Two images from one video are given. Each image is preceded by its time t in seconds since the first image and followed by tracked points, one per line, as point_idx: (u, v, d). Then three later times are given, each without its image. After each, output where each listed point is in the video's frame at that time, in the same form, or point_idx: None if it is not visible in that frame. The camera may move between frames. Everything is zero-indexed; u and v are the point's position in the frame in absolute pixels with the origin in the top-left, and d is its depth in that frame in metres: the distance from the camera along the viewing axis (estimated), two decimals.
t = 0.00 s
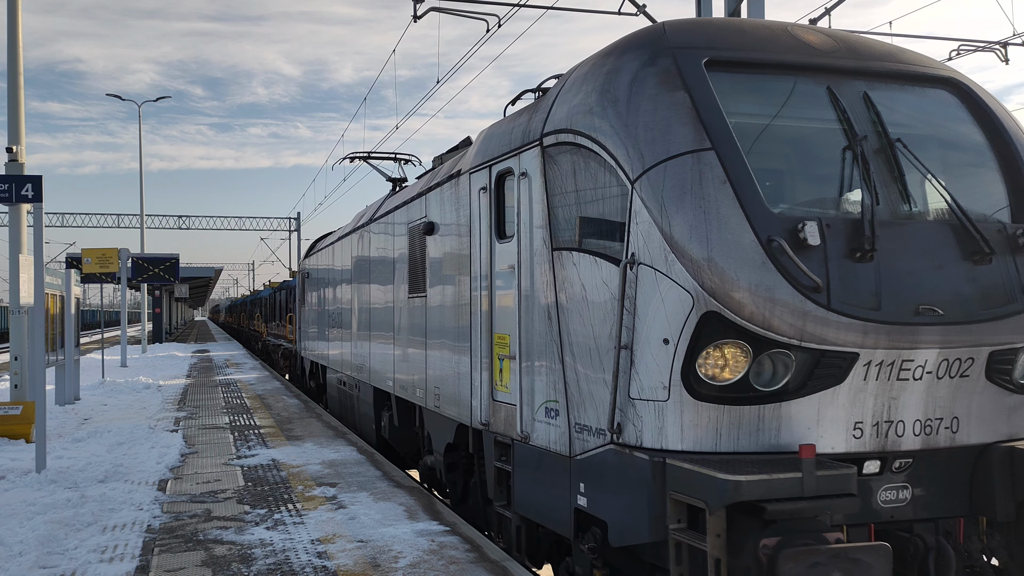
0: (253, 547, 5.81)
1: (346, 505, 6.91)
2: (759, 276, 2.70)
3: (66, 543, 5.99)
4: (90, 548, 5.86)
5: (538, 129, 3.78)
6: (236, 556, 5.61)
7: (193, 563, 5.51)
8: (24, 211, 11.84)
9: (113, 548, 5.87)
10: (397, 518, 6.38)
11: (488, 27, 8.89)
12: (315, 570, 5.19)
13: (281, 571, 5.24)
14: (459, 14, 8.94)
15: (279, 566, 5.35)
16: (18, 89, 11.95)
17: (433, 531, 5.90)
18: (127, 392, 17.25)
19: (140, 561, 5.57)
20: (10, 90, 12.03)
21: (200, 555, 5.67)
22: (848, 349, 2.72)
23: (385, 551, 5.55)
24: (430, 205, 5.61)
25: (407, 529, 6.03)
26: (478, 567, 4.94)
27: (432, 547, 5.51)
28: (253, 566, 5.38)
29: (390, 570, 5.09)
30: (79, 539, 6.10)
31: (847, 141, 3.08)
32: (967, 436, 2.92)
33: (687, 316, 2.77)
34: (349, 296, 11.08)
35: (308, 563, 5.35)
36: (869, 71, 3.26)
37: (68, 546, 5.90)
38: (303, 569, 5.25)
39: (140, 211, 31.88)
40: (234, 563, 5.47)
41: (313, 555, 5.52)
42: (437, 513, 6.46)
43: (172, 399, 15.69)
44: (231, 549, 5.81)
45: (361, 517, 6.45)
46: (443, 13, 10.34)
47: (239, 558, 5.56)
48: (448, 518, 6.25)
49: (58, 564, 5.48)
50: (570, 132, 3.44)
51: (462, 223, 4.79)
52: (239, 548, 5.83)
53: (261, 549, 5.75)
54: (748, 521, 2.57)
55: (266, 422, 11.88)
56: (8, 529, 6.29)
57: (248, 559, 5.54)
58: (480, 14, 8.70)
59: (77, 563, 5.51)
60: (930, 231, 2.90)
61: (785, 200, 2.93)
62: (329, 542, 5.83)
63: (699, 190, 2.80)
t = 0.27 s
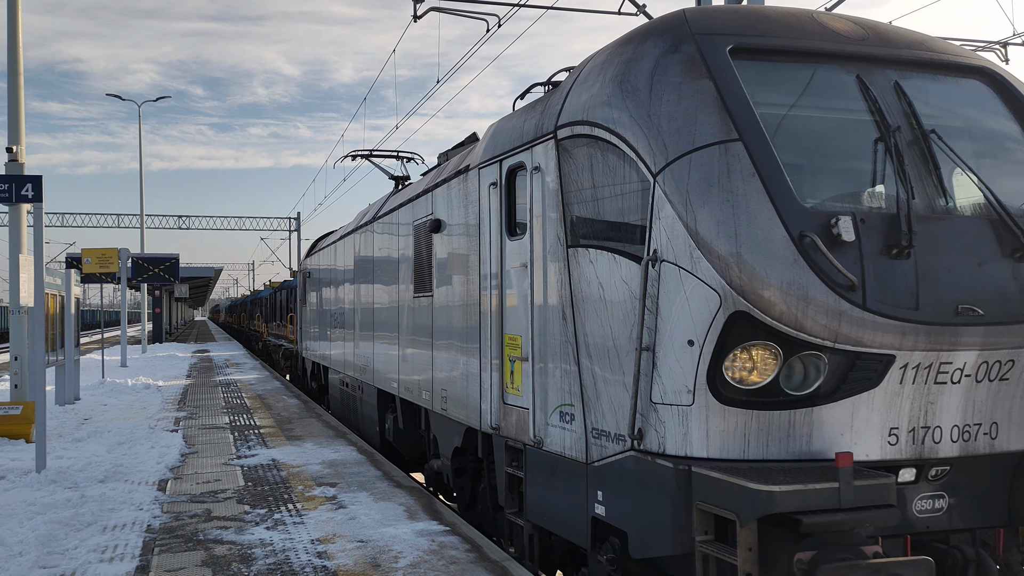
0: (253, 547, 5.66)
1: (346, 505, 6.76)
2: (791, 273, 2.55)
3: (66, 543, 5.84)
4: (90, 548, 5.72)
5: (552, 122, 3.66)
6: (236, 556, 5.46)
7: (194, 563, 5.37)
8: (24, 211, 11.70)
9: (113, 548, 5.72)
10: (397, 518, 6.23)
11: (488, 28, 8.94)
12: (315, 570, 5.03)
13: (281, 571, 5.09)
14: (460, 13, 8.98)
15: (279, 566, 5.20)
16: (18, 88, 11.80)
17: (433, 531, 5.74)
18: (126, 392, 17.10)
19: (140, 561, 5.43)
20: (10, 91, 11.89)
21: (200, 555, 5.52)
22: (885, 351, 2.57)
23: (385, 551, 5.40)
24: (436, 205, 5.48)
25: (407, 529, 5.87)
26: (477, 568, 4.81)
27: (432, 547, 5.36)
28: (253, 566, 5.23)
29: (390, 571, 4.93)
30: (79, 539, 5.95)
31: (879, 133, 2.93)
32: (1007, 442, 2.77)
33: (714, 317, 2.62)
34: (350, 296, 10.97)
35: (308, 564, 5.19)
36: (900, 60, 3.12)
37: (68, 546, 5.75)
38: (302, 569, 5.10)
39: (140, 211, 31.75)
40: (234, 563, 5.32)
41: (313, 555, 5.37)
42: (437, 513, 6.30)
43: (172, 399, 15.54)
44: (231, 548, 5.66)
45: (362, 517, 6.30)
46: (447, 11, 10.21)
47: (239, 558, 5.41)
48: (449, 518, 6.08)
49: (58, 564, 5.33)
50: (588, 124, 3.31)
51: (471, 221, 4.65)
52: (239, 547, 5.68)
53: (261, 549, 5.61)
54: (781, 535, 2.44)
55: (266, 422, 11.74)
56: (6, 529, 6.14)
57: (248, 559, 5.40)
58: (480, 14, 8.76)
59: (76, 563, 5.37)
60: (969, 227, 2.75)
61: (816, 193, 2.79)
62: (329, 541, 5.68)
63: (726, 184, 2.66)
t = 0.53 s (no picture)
0: (251, 538, 5.52)
1: (345, 497, 6.62)
2: (826, 264, 2.41)
3: (64, 533, 5.70)
4: (89, 538, 5.58)
5: (566, 107, 3.50)
6: (235, 547, 5.32)
7: (192, 554, 5.23)
8: (23, 201, 11.54)
9: (112, 538, 5.59)
10: (396, 510, 6.08)
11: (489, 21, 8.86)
12: (313, 562, 4.89)
13: (279, 563, 4.95)
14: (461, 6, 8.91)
15: (278, 557, 5.06)
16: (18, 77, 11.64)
17: (432, 523, 5.58)
18: (125, 383, 16.95)
19: (140, 551, 5.30)
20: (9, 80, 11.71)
21: (198, 546, 5.38)
22: (924, 348, 2.43)
23: (383, 542, 5.26)
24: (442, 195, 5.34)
25: (405, 520, 5.71)
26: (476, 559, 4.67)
27: (430, 539, 5.21)
28: (251, 557, 5.09)
29: (388, 562, 4.79)
30: (77, 529, 5.82)
31: (915, 117, 2.78)
32: None
33: (743, 311, 2.48)
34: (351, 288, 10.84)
35: (307, 555, 5.05)
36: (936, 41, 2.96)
37: (66, 536, 5.62)
38: (301, 561, 4.95)
39: (140, 203, 31.59)
40: (233, 554, 5.18)
41: (311, 547, 5.22)
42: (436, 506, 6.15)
43: (171, 391, 15.40)
44: (230, 540, 5.52)
45: (360, 509, 6.15)
46: (449, 2, 10.08)
47: (238, 549, 5.27)
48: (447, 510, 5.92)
49: (56, 555, 5.20)
50: (607, 108, 3.16)
51: (480, 211, 4.50)
52: (238, 538, 5.54)
53: (259, 540, 5.47)
54: (816, 542, 2.31)
55: (265, 414, 11.61)
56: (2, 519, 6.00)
57: (247, 549, 5.26)
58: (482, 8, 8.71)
59: (74, 553, 5.24)
60: (1012, 218, 2.61)
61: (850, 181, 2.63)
62: (328, 533, 5.53)
63: (757, 170, 2.52)
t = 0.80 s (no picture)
0: (235, 532, 5.34)
1: (330, 490, 6.45)
2: (853, 257, 2.27)
3: (46, 527, 5.51)
4: (73, 532, 5.40)
5: (571, 92, 3.35)
6: (219, 540, 5.15)
7: (177, 547, 5.05)
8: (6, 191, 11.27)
9: (96, 532, 5.40)
10: (382, 504, 5.91)
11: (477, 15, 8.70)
12: (297, 556, 4.73)
13: (264, 557, 4.78)
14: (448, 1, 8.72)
15: (262, 551, 4.89)
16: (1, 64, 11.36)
17: (417, 517, 5.41)
18: (109, 376, 16.68)
19: (123, 545, 5.12)
20: None
21: (183, 540, 5.21)
22: (954, 347, 2.30)
23: (368, 536, 5.10)
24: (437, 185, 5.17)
25: (390, 514, 5.54)
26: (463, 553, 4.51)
27: (416, 532, 5.05)
28: (236, 550, 4.92)
29: (373, 557, 4.63)
30: (60, 522, 5.63)
31: (941, 105, 2.63)
32: None
33: (763, 306, 2.34)
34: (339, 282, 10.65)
35: (291, 549, 4.89)
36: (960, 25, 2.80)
37: (48, 530, 5.43)
38: (285, 554, 4.79)
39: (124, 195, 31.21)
40: (217, 547, 5.01)
41: (295, 540, 5.06)
42: (422, 500, 5.97)
43: (155, 384, 15.16)
44: (215, 533, 5.35)
45: (345, 503, 5.98)
46: None
47: (222, 543, 5.10)
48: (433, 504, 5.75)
49: (38, 548, 5.01)
50: (616, 93, 3.01)
51: (477, 202, 4.34)
52: (222, 532, 5.37)
53: (244, 534, 5.29)
54: (844, 551, 2.19)
55: (250, 408, 11.41)
56: None
57: (231, 543, 5.09)
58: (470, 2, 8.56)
59: (57, 547, 5.05)
60: None
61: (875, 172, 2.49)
62: (313, 527, 5.36)
63: (779, 156, 2.37)
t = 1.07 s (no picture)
0: (171, 541, 5.02)
1: (269, 497, 6.15)
2: (836, 259, 2.17)
3: None
4: None
5: (533, 86, 3.19)
6: (154, 551, 4.83)
7: (108, 558, 4.71)
8: None
9: (21, 544, 5.02)
10: (322, 510, 5.65)
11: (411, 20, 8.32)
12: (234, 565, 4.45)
13: (199, 567, 4.49)
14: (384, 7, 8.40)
15: (198, 561, 4.60)
16: None
17: (357, 523, 5.19)
18: (35, 382, 15.87)
19: (51, 557, 4.75)
20: None
21: (115, 551, 4.87)
22: (936, 352, 2.22)
23: (308, 543, 4.85)
24: (388, 184, 4.97)
25: (330, 520, 5.30)
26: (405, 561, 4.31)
27: (357, 539, 4.82)
28: (171, 561, 4.61)
29: (313, 565, 4.39)
30: None
31: (918, 102, 2.57)
32: None
33: (742, 310, 2.22)
34: (281, 284, 10.31)
35: (228, 558, 4.60)
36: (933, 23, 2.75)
37: None
38: (221, 564, 4.50)
39: (53, 194, 29.94)
40: (151, 558, 4.69)
41: (232, 549, 4.77)
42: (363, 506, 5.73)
43: (84, 390, 14.47)
44: (149, 543, 5.02)
45: (284, 510, 5.69)
46: None
47: (156, 553, 4.78)
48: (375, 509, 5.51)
49: None
50: (582, 86, 2.86)
51: (432, 202, 4.16)
52: (157, 542, 5.04)
53: (179, 543, 4.98)
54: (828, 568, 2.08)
55: (186, 413, 10.95)
56: None
57: (166, 553, 4.78)
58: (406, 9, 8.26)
59: None
60: None
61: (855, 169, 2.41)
62: (251, 535, 5.08)
63: (758, 153, 2.26)
